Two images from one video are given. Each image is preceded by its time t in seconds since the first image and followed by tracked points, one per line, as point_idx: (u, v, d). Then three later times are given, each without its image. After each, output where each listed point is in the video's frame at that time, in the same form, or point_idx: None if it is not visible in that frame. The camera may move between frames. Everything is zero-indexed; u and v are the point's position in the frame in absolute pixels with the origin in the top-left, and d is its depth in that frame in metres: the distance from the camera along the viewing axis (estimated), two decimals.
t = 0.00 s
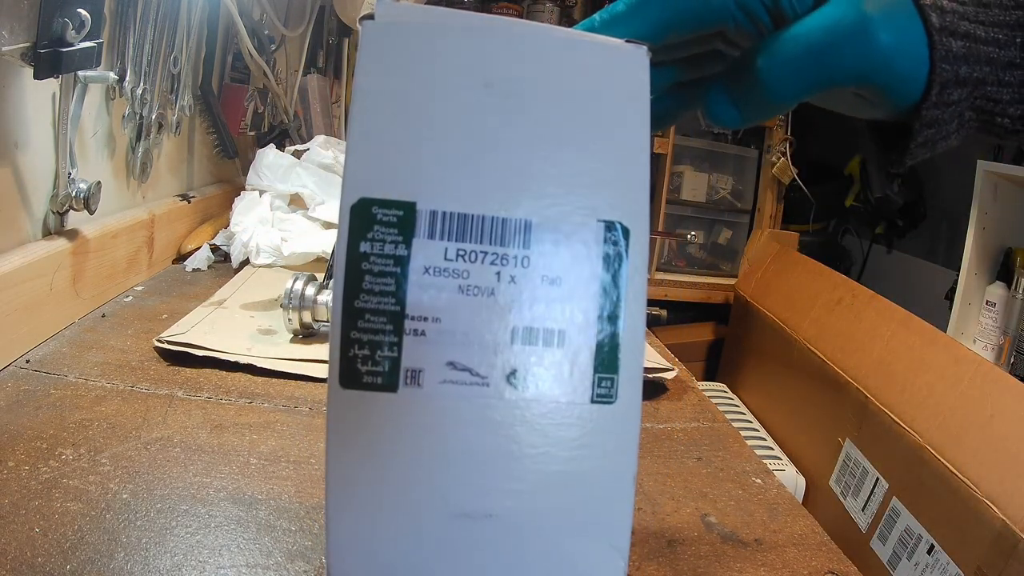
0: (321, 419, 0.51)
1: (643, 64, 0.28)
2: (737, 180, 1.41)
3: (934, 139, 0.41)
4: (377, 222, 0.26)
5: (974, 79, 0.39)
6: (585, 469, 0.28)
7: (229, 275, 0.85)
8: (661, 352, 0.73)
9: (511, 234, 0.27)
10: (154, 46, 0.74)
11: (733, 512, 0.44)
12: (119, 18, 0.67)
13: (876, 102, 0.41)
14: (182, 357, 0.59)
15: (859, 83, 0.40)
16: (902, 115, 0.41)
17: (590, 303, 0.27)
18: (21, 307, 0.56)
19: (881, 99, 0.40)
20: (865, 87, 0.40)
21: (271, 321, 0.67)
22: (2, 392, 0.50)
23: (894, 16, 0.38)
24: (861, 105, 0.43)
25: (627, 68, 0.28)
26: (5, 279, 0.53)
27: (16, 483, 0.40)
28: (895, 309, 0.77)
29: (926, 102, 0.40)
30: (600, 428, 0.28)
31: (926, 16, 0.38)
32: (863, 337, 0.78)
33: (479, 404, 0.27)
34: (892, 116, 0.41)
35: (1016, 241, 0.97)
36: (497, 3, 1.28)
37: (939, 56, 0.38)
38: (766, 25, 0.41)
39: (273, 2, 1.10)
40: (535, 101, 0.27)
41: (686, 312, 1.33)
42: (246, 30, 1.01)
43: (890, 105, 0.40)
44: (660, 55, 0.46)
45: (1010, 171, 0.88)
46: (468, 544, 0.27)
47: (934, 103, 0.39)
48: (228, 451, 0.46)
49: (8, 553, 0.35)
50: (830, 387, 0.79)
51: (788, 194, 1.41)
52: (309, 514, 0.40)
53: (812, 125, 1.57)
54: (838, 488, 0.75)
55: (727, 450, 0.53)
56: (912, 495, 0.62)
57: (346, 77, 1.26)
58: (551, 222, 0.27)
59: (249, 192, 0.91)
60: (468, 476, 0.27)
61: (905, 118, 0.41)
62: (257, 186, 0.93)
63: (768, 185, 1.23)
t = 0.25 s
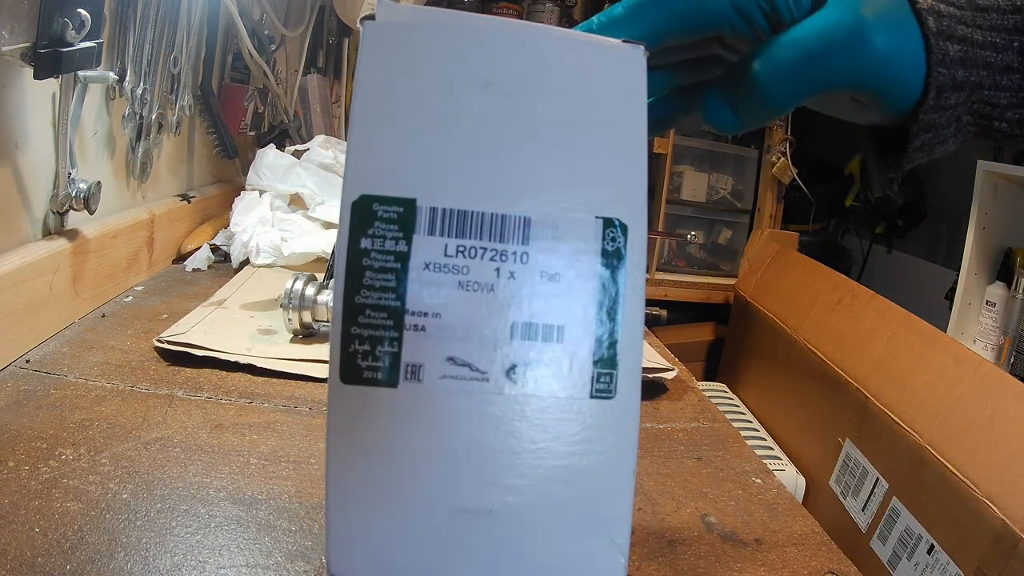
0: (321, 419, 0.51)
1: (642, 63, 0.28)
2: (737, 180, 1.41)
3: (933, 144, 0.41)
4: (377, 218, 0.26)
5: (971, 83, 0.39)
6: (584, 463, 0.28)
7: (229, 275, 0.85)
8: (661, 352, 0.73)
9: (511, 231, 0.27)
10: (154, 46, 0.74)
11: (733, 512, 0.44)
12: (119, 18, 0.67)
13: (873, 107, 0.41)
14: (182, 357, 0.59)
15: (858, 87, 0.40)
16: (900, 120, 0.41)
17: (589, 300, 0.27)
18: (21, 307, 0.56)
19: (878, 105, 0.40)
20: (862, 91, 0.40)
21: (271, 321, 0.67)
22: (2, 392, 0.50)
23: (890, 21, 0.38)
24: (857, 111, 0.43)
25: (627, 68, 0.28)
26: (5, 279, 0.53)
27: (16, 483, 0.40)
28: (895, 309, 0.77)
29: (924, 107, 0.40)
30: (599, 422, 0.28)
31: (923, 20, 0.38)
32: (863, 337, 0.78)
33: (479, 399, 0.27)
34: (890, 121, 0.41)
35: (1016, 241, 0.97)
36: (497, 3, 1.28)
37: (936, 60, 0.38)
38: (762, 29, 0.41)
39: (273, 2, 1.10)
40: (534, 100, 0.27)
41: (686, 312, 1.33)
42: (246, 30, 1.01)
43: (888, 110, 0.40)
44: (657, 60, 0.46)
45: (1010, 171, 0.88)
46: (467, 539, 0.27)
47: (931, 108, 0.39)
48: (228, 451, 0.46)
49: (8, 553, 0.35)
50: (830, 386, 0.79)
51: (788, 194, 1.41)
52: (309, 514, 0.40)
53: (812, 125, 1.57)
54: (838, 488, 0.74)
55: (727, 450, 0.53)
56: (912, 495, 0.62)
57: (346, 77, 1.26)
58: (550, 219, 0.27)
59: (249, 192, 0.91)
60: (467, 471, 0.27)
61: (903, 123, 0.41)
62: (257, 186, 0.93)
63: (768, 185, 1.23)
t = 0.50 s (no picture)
0: (321, 419, 0.51)
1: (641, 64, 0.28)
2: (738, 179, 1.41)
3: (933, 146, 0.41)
4: (377, 219, 0.26)
5: (971, 85, 0.39)
6: (584, 463, 0.28)
7: (229, 275, 0.85)
8: (661, 352, 0.73)
9: (511, 231, 0.27)
10: (154, 46, 0.74)
11: (733, 512, 0.44)
12: (119, 18, 0.67)
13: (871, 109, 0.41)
14: (182, 357, 0.59)
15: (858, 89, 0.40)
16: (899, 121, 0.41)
17: (589, 300, 0.27)
18: (21, 307, 0.56)
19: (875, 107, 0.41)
20: (861, 92, 0.40)
21: (271, 321, 0.67)
22: (2, 392, 0.50)
23: (890, 23, 0.38)
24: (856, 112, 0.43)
25: (627, 68, 0.28)
26: (5, 279, 0.53)
27: (16, 483, 0.40)
28: (895, 310, 0.76)
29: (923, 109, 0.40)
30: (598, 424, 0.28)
31: (924, 22, 0.38)
32: (863, 337, 0.78)
33: (479, 399, 0.27)
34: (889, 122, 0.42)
35: (1016, 241, 0.97)
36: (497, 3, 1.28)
37: (936, 61, 0.38)
38: (762, 29, 0.41)
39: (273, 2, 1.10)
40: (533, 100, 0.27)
41: (686, 312, 1.33)
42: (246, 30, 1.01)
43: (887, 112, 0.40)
44: (657, 60, 0.46)
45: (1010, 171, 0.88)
46: (467, 540, 0.27)
47: (931, 109, 0.39)
48: (228, 451, 0.46)
49: (7, 553, 0.35)
50: (830, 386, 0.79)
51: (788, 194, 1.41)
52: (309, 514, 0.40)
53: (812, 125, 1.57)
54: (838, 488, 0.75)
55: (727, 450, 0.53)
56: (912, 495, 0.62)
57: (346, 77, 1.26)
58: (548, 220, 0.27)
59: (249, 192, 0.91)
60: (467, 471, 0.27)
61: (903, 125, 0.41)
62: (257, 186, 0.93)
63: (768, 185, 1.23)
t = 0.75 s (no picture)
0: (321, 419, 0.51)
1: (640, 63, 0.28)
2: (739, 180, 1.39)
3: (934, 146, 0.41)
4: (377, 219, 0.26)
5: (971, 85, 0.39)
6: (584, 463, 0.28)
7: (229, 275, 0.85)
8: (661, 352, 0.73)
9: (510, 231, 0.27)
10: (154, 46, 0.74)
11: (733, 512, 0.44)
12: (119, 18, 0.67)
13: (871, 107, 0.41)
14: (182, 357, 0.59)
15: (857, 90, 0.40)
16: (900, 121, 0.41)
17: (589, 299, 0.27)
18: (21, 307, 0.56)
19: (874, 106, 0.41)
20: (861, 92, 0.40)
21: (270, 321, 0.67)
22: (2, 392, 0.50)
23: (891, 23, 0.38)
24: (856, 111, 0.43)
25: (628, 68, 0.28)
26: (5, 279, 0.53)
27: (16, 483, 0.40)
28: (895, 310, 0.76)
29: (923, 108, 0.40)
30: (599, 423, 0.28)
31: (923, 22, 0.38)
32: (863, 337, 0.78)
33: (479, 399, 0.27)
34: (888, 121, 0.41)
35: (1016, 241, 0.97)
36: (497, 3, 1.28)
37: (936, 61, 0.38)
38: (762, 29, 0.41)
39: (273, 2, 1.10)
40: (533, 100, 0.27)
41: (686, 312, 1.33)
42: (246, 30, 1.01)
43: (887, 111, 0.40)
44: (657, 61, 0.46)
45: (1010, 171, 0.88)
46: (467, 539, 0.27)
47: (932, 109, 0.39)
48: (228, 451, 0.46)
49: (7, 553, 0.35)
50: (830, 386, 0.79)
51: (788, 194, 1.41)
52: (309, 514, 0.40)
53: (812, 125, 1.57)
54: (838, 488, 0.74)
55: (727, 450, 0.53)
56: (912, 495, 0.62)
57: (346, 77, 1.26)
58: (549, 219, 0.27)
59: (249, 192, 0.91)
60: (467, 471, 0.27)
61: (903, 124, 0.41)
62: (257, 186, 0.93)
63: (768, 185, 1.23)
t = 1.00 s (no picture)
0: (321, 419, 0.51)
1: (640, 63, 0.28)
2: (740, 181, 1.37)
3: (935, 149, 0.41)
4: (377, 218, 0.26)
5: (973, 87, 0.39)
6: (583, 461, 0.28)
7: (229, 275, 0.85)
8: (661, 352, 0.73)
9: (510, 231, 0.27)
10: (154, 46, 0.74)
11: (733, 512, 0.44)
12: (118, 18, 0.67)
13: (871, 109, 0.41)
14: (182, 357, 0.59)
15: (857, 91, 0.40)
16: (900, 123, 0.41)
17: (589, 298, 0.27)
18: (21, 307, 0.56)
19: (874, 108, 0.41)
20: (861, 93, 0.40)
21: (270, 321, 0.67)
22: (2, 392, 0.50)
23: (891, 24, 0.38)
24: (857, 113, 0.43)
25: (627, 69, 0.28)
26: (5, 279, 0.53)
27: (16, 483, 0.40)
28: (895, 311, 0.76)
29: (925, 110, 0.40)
30: (599, 422, 0.28)
31: (924, 24, 0.38)
32: (863, 337, 0.78)
33: (479, 398, 0.27)
34: (888, 123, 0.41)
35: (1017, 241, 0.97)
36: (497, 3, 1.28)
37: (937, 63, 0.38)
38: (762, 31, 0.41)
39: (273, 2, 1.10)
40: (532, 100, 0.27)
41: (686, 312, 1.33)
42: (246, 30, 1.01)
43: (887, 113, 0.40)
44: (656, 62, 0.46)
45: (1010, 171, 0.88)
46: (467, 539, 0.27)
47: (933, 111, 0.39)
48: (228, 451, 0.46)
49: (8, 553, 0.35)
50: (830, 386, 0.79)
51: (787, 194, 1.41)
52: (309, 514, 0.40)
53: (812, 125, 1.57)
54: (838, 488, 0.74)
55: (727, 450, 0.53)
56: (912, 495, 0.62)
57: (346, 77, 1.27)
58: (549, 219, 0.27)
59: (249, 192, 0.91)
60: (466, 470, 0.27)
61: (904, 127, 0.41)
62: (257, 186, 0.93)
63: (768, 185, 1.23)
